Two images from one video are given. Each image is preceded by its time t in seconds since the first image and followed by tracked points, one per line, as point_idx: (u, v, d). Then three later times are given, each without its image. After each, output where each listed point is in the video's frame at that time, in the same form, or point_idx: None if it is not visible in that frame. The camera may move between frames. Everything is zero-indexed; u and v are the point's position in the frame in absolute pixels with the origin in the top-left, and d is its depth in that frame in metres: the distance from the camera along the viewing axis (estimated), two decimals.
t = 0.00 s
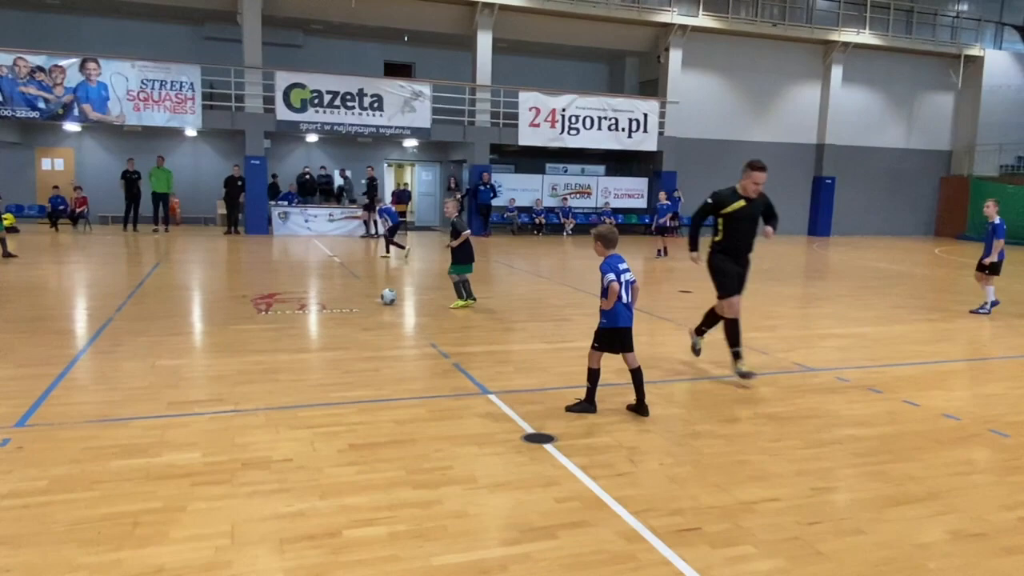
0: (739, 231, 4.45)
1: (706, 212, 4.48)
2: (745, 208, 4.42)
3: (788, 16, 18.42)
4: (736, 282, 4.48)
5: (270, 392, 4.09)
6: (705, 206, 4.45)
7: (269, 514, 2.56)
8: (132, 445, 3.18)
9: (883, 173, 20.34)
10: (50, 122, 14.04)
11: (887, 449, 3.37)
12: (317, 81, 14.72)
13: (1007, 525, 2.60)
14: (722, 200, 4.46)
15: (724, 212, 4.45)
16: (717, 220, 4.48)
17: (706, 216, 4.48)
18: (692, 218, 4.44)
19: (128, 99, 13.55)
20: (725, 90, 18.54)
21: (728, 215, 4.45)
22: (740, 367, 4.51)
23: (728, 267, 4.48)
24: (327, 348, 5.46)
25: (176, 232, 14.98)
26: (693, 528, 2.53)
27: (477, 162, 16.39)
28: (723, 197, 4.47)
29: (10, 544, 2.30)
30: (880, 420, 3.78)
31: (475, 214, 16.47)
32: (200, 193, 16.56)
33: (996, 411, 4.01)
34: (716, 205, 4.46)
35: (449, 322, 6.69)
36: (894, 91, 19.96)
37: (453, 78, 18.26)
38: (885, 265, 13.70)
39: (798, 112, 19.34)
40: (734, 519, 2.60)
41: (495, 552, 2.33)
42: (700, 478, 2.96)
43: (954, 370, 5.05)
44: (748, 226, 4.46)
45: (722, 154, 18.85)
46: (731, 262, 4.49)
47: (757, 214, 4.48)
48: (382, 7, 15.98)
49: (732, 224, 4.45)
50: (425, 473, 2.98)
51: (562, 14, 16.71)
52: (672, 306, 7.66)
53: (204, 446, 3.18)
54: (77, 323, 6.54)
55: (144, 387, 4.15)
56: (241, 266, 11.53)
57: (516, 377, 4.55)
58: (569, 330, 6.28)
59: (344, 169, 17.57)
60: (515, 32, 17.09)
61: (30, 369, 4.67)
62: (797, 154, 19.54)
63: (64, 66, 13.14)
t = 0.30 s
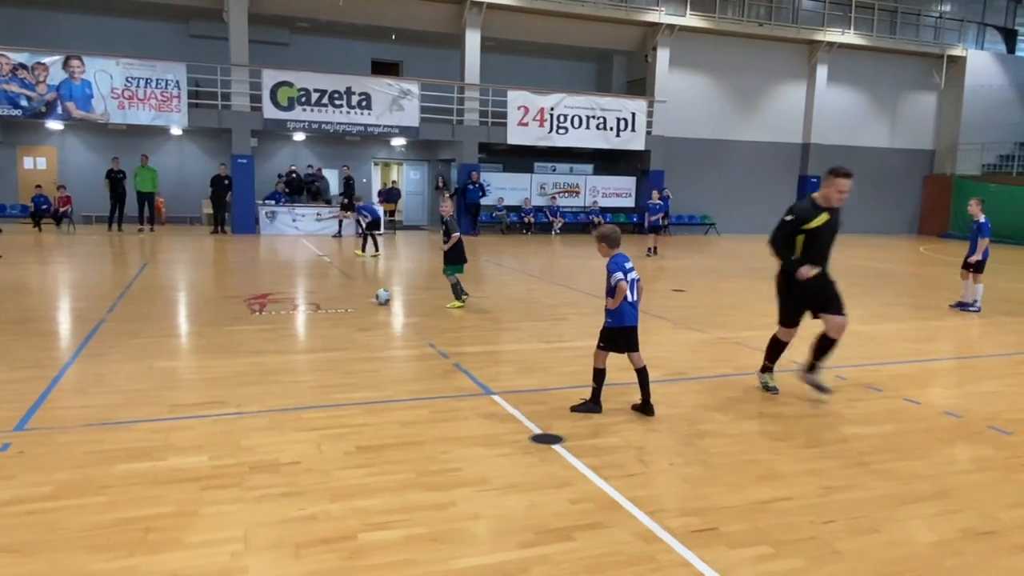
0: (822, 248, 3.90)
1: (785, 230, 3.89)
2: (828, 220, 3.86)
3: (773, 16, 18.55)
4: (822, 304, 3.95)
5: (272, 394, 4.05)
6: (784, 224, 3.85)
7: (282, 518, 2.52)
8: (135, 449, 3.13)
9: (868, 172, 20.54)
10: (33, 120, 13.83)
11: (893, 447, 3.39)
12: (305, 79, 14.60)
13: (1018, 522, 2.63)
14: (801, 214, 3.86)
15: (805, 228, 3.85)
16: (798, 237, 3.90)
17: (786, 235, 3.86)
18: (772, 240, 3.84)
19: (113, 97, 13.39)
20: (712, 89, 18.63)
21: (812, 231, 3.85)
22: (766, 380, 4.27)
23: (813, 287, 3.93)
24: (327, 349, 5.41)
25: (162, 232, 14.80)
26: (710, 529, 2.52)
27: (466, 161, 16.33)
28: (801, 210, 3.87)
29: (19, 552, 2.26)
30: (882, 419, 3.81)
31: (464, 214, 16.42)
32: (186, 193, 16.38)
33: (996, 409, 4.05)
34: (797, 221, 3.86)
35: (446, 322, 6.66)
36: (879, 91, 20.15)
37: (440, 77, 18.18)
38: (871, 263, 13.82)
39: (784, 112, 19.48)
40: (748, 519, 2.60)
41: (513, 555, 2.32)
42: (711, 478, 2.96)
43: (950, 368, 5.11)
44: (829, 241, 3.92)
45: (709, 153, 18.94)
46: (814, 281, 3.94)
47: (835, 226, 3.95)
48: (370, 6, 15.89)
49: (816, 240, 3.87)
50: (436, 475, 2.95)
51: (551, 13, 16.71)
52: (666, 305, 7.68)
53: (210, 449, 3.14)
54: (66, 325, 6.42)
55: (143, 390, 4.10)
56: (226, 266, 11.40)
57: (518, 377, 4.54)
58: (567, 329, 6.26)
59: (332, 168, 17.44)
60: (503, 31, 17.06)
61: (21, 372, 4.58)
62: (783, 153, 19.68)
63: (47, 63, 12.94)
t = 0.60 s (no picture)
0: (928, 267, 3.46)
1: (885, 246, 3.47)
2: (938, 239, 3.42)
3: (764, 17, 18.69)
4: (923, 333, 3.50)
5: (286, 394, 4.06)
6: (885, 239, 3.45)
7: (312, 519, 2.53)
8: (156, 451, 3.13)
9: (856, 171, 20.73)
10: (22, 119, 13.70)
11: (905, 444, 3.46)
12: (298, 79, 14.54)
13: None
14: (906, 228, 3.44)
15: (910, 245, 3.44)
16: (901, 255, 3.48)
17: (887, 251, 3.45)
18: (868, 255, 3.45)
19: (104, 96, 13.29)
20: (703, 89, 18.73)
21: (916, 248, 3.43)
22: (852, 387, 3.90)
23: (914, 313, 3.49)
24: (336, 349, 5.42)
25: (153, 233, 14.69)
26: (735, 525, 2.56)
27: (459, 161, 16.32)
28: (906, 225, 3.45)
29: (53, 555, 2.26)
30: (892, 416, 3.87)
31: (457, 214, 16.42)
32: (177, 192, 16.27)
33: (1002, 406, 4.12)
34: (900, 237, 3.44)
35: (449, 321, 6.68)
36: (867, 91, 20.34)
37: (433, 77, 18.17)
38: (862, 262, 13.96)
39: (774, 112, 19.62)
40: (772, 516, 2.65)
41: (545, 553, 2.35)
42: (732, 476, 3.01)
43: (952, 366, 5.18)
44: (937, 259, 3.48)
45: (700, 153, 19.04)
46: (918, 305, 3.50)
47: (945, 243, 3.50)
48: (363, 5, 15.87)
49: (920, 259, 3.44)
50: (459, 475, 2.97)
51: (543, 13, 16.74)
52: (666, 305, 7.74)
53: (231, 450, 3.15)
54: (67, 326, 6.38)
55: (157, 391, 4.10)
56: (219, 266, 11.33)
57: (529, 377, 4.57)
58: (571, 329, 6.30)
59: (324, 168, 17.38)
60: (496, 31, 17.06)
61: (30, 374, 4.56)
62: (773, 153, 19.82)
63: (36, 62, 12.80)
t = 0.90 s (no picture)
0: None
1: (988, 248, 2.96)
2: None
3: (755, 18, 18.84)
4: None
5: (299, 395, 4.10)
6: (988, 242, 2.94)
7: (338, 517, 2.58)
8: (176, 452, 3.17)
9: (846, 171, 20.92)
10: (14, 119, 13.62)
11: (909, 441, 3.54)
12: (292, 79, 14.53)
13: None
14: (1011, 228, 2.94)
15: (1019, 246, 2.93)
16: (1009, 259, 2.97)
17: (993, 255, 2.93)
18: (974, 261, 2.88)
19: (98, 97, 13.24)
20: (696, 90, 18.85)
21: None
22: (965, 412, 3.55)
23: None
24: (343, 350, 5.45)
25: (147, 233, 14.63)
26: (751, 521, 2.63)
27: (454, 161, 16.34)
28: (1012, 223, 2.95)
29: (86, 555, 2.30)
30: (895, 414, 3.96)
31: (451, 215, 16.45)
32: (171, 193, 16.22)
33: (1000, 403, 4.23)
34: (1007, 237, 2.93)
35: (452, 321, 6.73)
36: (857, 92, 20.54)
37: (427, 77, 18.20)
38: (853, 261, 14.12)
39: (765, 113, 19.77)
40: (786, 511, 2.72)
41: (569, 549, 2.41)
42: (744, 474, 3.08)
43: (948, 364, 5.29)
44: None
45: (692, 153, 19.16)
46: None
47: None
48: (358, 6, 15.88)
49: None
50: (477, 473, 3.03)
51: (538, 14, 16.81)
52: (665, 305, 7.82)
53: (250, 451, 3.19)
54: (67, 328, 6.38)
55: (170, 391, 4.14)
56: (215, 267, 11.33)
57: (536, 377, 4.63)
58: (574, 329, 6.37)
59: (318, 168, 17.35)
60: (489, 31, 17.10)
61: (40, 375, 4.57)
62: (765, 153, 19.98)
63: (30, 62, 12.74)
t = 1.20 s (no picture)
0: None
1: None
2: None
3: (748, 18, 18.99)
4: None
5: (307, 393, 4.17)
6: None
7: (357, 509, 2.67)
8: (192, 448, 3.25)
9: (838, 170, 21.10)
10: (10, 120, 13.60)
11: (905, 434, 3.65)
12: (288, 79, 14.56)
13: None
14: None
15: None
16: None
17: None
18: None
19: (94, 96, 13.24)
20: (689, 90, 18.98)
21: None
22: None
23: None
24: (348, 349, 5.52)
25: (143, 233, 14.64)
26: (756, 512, 2.73)
27: (450, 161, 16.38)
28: None
29: (115, 546, 2.38)
30: (891, 409, 4.07)
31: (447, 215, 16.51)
32: (167, 193, 16.22)
33: (992, 398, 4.35)
34: None
35: (454, 320, 6.81)
36: (848, 92, 20.72)
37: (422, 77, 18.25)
38: (846, 260, 14.27)
39: (758, 113, 19.92)
40: (789, 502, 2.82)
41: (581, 539, 2.50)
42: (747, 466, 3.18)
43: (942, 360, 5.41)
44: None
45: (686, 153, 19.29)
46: None
47: None
48: (354, 6, 15.91)
49: None
50: (488, 467, 3.12)
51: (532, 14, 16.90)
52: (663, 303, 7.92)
53: (265, 447, 3.27)
54: (69, 328, 6.41)
55: (180, 389, 4.21)
56: (210, 266, 11.35)
57: (540, 374, 4.71)
58: (575, 327, 6.46)
59: (313, 168, 17.38)
60: (484, 32, 17.16)
61: (51, 374, 4.64)
62: (758, 152, 20.13)
63: (25, 61, 12.74)
